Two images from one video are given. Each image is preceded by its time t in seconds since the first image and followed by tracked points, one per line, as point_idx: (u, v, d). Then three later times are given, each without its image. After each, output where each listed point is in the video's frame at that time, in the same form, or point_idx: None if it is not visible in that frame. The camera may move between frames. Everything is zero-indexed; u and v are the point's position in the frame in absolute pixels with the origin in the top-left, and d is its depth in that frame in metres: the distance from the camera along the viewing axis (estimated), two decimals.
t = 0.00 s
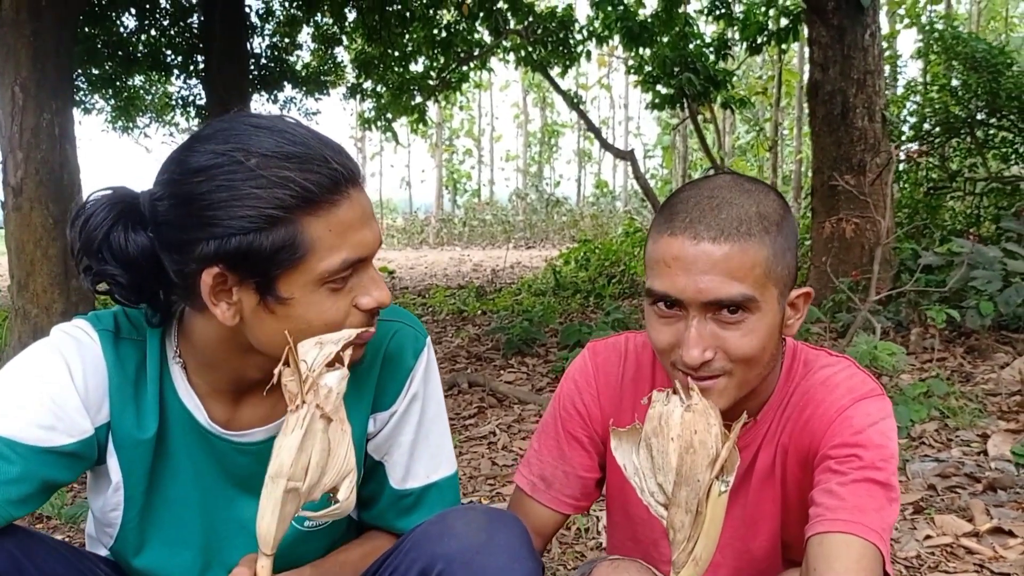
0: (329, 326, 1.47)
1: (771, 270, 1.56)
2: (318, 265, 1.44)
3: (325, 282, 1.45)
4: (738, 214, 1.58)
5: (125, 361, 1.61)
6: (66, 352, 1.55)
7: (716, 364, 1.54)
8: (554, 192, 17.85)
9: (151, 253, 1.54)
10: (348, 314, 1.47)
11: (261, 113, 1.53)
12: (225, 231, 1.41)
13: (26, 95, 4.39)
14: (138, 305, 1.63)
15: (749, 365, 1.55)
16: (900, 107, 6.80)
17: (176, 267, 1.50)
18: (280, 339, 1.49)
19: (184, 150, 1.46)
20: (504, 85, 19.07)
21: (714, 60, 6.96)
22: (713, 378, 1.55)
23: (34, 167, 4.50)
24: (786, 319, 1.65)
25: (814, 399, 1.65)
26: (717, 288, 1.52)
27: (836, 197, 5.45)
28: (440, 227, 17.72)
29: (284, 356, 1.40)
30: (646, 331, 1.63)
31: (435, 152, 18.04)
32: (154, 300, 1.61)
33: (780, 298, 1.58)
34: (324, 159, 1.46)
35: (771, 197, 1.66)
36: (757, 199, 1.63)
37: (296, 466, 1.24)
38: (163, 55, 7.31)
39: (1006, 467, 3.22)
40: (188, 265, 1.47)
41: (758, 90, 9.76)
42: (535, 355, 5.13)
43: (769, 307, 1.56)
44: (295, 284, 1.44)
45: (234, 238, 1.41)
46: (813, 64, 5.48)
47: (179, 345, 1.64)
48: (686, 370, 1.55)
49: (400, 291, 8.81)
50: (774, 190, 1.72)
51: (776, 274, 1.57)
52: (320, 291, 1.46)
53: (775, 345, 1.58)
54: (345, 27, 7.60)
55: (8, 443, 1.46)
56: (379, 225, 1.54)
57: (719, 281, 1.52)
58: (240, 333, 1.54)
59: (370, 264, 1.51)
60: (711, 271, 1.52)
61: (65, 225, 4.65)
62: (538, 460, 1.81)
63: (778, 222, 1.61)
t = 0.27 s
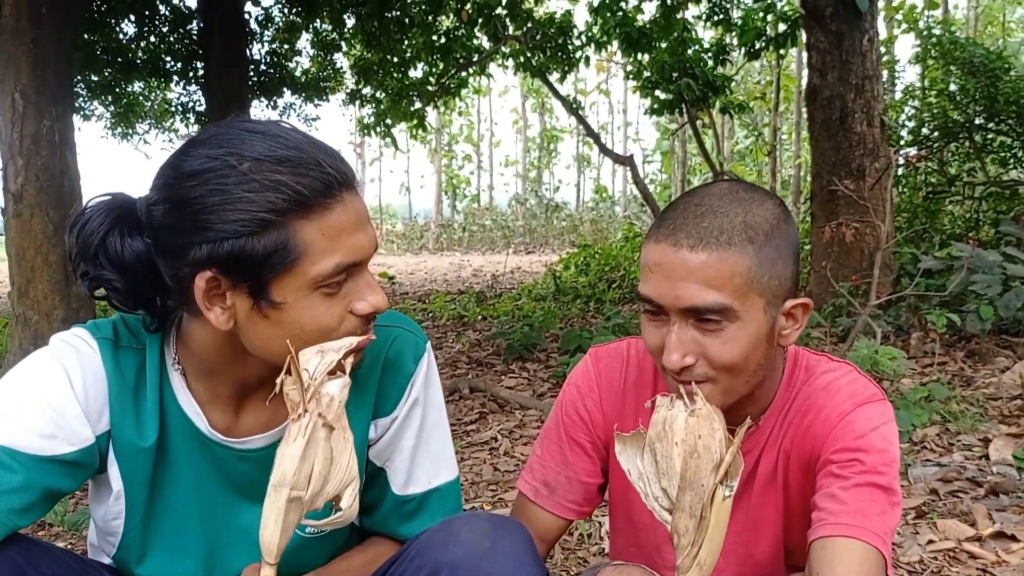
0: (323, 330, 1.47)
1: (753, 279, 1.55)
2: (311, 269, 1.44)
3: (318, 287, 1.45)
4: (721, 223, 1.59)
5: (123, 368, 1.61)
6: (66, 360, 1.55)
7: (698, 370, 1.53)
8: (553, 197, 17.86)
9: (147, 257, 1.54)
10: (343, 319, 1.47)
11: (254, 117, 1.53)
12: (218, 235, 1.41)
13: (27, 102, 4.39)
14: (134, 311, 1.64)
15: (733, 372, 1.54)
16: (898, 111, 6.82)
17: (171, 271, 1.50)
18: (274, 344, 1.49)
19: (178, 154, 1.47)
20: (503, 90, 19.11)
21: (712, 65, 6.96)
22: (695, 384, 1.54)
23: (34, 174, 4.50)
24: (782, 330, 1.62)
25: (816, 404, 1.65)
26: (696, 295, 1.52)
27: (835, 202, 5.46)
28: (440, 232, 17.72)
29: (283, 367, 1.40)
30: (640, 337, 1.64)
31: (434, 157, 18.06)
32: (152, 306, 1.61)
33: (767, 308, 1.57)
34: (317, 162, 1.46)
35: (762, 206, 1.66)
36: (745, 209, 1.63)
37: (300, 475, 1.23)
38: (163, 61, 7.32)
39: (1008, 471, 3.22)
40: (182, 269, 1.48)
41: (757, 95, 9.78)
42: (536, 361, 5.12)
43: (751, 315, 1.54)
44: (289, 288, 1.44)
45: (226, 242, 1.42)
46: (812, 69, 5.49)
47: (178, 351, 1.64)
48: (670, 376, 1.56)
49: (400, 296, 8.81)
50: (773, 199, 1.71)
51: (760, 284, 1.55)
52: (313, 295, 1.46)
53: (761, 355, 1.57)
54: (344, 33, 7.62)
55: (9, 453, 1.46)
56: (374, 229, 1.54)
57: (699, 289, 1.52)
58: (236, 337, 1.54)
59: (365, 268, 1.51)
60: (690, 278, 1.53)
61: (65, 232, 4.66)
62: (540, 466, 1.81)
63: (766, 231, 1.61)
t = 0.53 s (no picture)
0: (305, 330, 1.45)
1: (721, 290, 1.54)
2: (294, 267, 1.42)
3: (302, 286, 1.43)
4: (696, 232, 1.58)
5: (120, 368, 1.61)
6: (63, 359, 1.55)
7: (666, 374, 1.55)
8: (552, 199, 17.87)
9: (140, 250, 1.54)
10: (329, 320, 1.45)
11: (254, 115, 1.54)
12: (203, 227, 1.42)
13: (27, 99, 4.39)
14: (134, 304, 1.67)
15: (699, 379, 1.55)
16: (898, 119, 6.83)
17: (160, 263, 1.50)
18: (257, 341, 1.48)
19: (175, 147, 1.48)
20: (503, 93, 19.12)
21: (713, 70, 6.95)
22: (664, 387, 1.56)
23: (33, 172, 4.49)
24: (761, 347, 1.59)
25: (814, 415, 1.65)
26: (659, 300, 1.53)
27: (834, 209, 5.47)
28: (438, 234, 17.72)
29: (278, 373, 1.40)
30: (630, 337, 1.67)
31: (433, 159, 18.06)
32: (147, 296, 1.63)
33: (737, 320, 1.55)
34: (309, 161, 1.46)
35: (750, 219, 1.64)
36: (728, 220, 1.62)
37: (294, 484, 1.24)
38: (163, 60, 7.32)
39: (1004, 479, 3.23)
40: (169, 260, 1.48)
41: (756, 101, 9.80)
42: (533, 364, 5.13)
43: (717, 326, 1.53)
44: (270, 285, 1.43)
45: (210, 235, 1.42)
46: (812, 76, 5.50)
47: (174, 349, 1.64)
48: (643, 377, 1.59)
49: (397, 298, 8.81)
50: (769, 212, 1.69)
51: (727, 295, 1.54)
52: (297, 294, 1.44)
53: (729, 366, 1.56)
54: (345, 33, 7.62)
55: (6, 453, 1.46)
56: (367, 232, 1.51)
57: (663, 294, 1.54)
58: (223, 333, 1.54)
59: (354, 271, 1.48)
60: (656, 283, 1.55)
61: (63, 230, 4.65)
62: (539, 471, 1.81)
63: (746, 243, 1.59)
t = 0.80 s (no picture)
0: (234, 288, 1.40)
1: (705, 287, 1.53)
2: (223, 216, 1.41)
3: (232, 239, 1.40)
4: (684, 229, 1.58)
5: (106, 358, 1.59)
6: (49, 349, 1.53)
7: (649, 370, 1.55)
8: (545, 200, 17.87)
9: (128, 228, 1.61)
10: (261, 281, 1.38)
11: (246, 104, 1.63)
12: (155, 179, 1.48)
13: (18, 91, 4.35)
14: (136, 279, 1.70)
15: (681, 378, 1.55)
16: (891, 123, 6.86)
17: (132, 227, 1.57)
18: (193, 299, 1.45)
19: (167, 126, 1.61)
20: (497, 93, 19.10)
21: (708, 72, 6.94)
22: (647, 385, 1.56)
23: (24, 165, 4.46)
24: (746, 347, 1.58)
25: (800, 416, 1.65)
26: (644, 296, 1.53)
27: (826, 213, 5.48)
28: (431, 233, 17.70)
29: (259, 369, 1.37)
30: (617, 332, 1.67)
31: (427, 158, 18.03)
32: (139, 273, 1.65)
33: (722, 319, 1.54)
34: (265, 125, 1.49)
35: (740, 218, 1.63)
36: (717, 219, 1.61)
37: (270, 492, 1.21)
38: (157, 55, 7.28)
39: (992, 483, 3.24)
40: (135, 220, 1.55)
41: (751, 104, 9.82)
42: (524, 364, 5.12)
43: (701, 323, 1.53)
44: (201, 235, 1.42)
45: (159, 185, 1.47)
46: (806, 79, 5.51)
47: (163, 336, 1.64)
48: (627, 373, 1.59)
49: (389, 296, 8.79)
50: (760, 212, 1.68)
51: (712, 294, 1.54)
52: (228, 248, 1.41)
53: (713, 365, 1.55)
54: (340, 31, 7.59)
55: None
56: (319, 199, 1.45)
57: (648, 290, 1.53)
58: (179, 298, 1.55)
59: (293, 233, 1.41)
60: (641, 279, 1.54)
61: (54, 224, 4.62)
62: (528, 472, 1.81)
63: (732, 241, 1.58)
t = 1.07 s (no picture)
0: (212, 283, 1.38)
1: (701, 293, 1.53)
2: (203, 209, 1.40)
3: (210, 233, 1.39)
4: (680, 235, 1.58)
5: (103, 358, 1.59)
6: (45, 349, 1.52)
7: (642, 376, 1.54)
8: (541, 200, 17.87)
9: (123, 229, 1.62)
10: (238, 277, 1.37)
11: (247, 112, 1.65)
12: (145, 175, 1.49)
13: (15, 87, 4.34)
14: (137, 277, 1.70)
15: (675, 384, 1.54)
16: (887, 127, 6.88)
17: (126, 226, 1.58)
18: (173, 293, 1.44)
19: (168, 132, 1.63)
20: (494, 92, 19.10)
21: (704, 74, 6.95)
22: (641, 390, 1.56)
23: (20, 161, 4.44)
24: (740, 354, 1.58)
25: (794, 422, 1.65)
26: (639, 301, 1.53)
27: (822, 217, 5.49)
28: (427, 232, 17.69)
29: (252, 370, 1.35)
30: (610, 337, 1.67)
31: (423, 157, 18.02)
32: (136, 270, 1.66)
33: (716, 325, 1.54)
34: (253, 125, 1.49)
35: (736, 225, 1.64)
36: (713, 226, 1.62)
37: (263, 490, 1.19)
38: (154, 51, 7.26)
39: (985, 488, 3.25)
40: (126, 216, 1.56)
41: (747, 106, 9.84)
42: (519, 364, 5.12)
43: (696, 329, 1.53)
44: (181, 228, 1.42)
45: (147, 180, 1.49)
46: (803, 83, 5.52)
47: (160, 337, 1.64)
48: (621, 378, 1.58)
49: (384, 295, 8.78)
50: (755, 219, 1.69)
51: (708, 300, 1.54)
52: (206, 242, 1.40)
53: (707, 370, 1.55)
54: (338, 29, 7.58)
55: None
56: (302, 197, 1.43)
57: (643, 296, 1.53)
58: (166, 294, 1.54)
59: (273, 230, 1.39)
60: (636, 283, 1.54)
61: (49, 221, 4.61)
62: (523, 476, 1.81)
63: (728, 248, 1.59)
